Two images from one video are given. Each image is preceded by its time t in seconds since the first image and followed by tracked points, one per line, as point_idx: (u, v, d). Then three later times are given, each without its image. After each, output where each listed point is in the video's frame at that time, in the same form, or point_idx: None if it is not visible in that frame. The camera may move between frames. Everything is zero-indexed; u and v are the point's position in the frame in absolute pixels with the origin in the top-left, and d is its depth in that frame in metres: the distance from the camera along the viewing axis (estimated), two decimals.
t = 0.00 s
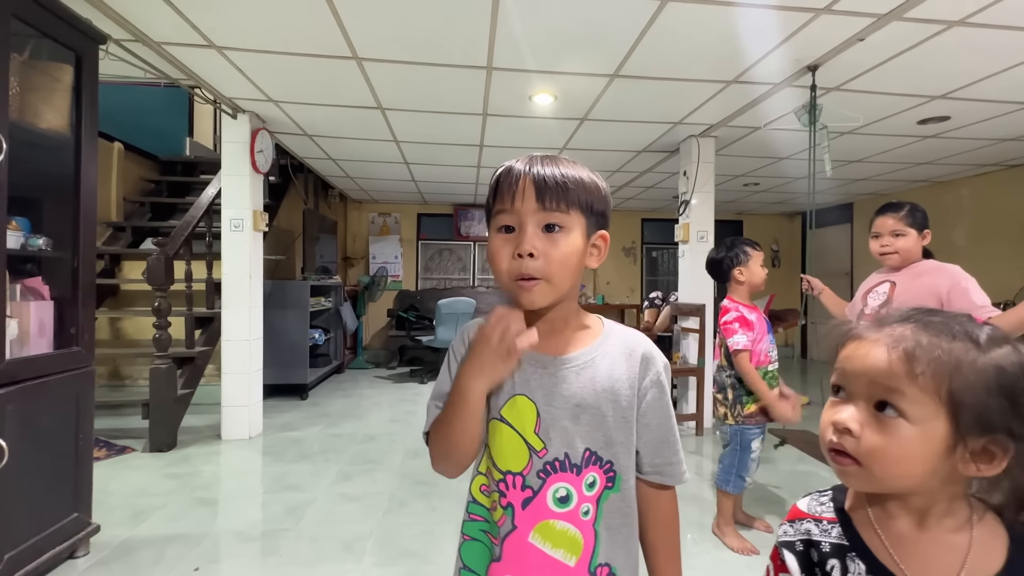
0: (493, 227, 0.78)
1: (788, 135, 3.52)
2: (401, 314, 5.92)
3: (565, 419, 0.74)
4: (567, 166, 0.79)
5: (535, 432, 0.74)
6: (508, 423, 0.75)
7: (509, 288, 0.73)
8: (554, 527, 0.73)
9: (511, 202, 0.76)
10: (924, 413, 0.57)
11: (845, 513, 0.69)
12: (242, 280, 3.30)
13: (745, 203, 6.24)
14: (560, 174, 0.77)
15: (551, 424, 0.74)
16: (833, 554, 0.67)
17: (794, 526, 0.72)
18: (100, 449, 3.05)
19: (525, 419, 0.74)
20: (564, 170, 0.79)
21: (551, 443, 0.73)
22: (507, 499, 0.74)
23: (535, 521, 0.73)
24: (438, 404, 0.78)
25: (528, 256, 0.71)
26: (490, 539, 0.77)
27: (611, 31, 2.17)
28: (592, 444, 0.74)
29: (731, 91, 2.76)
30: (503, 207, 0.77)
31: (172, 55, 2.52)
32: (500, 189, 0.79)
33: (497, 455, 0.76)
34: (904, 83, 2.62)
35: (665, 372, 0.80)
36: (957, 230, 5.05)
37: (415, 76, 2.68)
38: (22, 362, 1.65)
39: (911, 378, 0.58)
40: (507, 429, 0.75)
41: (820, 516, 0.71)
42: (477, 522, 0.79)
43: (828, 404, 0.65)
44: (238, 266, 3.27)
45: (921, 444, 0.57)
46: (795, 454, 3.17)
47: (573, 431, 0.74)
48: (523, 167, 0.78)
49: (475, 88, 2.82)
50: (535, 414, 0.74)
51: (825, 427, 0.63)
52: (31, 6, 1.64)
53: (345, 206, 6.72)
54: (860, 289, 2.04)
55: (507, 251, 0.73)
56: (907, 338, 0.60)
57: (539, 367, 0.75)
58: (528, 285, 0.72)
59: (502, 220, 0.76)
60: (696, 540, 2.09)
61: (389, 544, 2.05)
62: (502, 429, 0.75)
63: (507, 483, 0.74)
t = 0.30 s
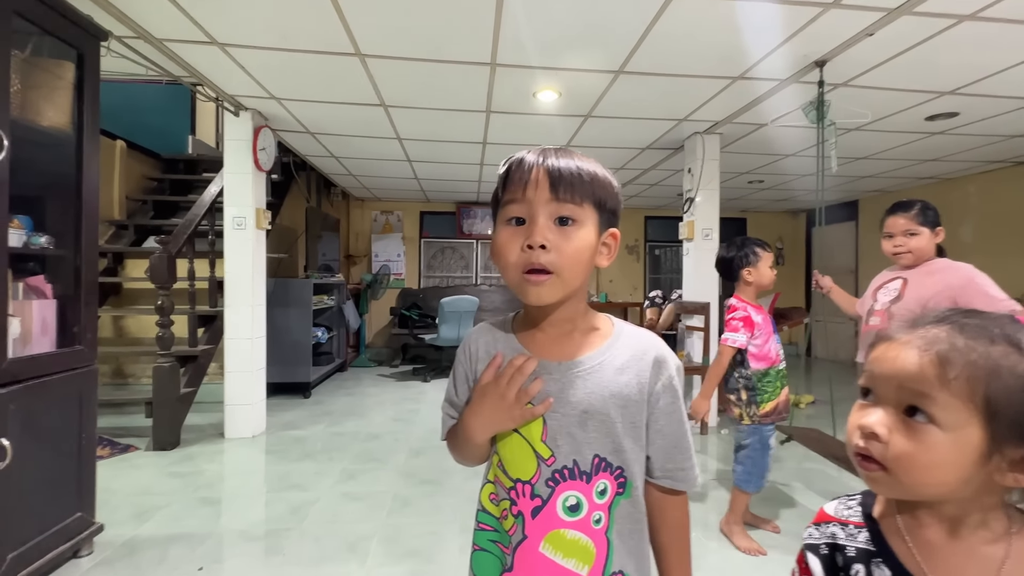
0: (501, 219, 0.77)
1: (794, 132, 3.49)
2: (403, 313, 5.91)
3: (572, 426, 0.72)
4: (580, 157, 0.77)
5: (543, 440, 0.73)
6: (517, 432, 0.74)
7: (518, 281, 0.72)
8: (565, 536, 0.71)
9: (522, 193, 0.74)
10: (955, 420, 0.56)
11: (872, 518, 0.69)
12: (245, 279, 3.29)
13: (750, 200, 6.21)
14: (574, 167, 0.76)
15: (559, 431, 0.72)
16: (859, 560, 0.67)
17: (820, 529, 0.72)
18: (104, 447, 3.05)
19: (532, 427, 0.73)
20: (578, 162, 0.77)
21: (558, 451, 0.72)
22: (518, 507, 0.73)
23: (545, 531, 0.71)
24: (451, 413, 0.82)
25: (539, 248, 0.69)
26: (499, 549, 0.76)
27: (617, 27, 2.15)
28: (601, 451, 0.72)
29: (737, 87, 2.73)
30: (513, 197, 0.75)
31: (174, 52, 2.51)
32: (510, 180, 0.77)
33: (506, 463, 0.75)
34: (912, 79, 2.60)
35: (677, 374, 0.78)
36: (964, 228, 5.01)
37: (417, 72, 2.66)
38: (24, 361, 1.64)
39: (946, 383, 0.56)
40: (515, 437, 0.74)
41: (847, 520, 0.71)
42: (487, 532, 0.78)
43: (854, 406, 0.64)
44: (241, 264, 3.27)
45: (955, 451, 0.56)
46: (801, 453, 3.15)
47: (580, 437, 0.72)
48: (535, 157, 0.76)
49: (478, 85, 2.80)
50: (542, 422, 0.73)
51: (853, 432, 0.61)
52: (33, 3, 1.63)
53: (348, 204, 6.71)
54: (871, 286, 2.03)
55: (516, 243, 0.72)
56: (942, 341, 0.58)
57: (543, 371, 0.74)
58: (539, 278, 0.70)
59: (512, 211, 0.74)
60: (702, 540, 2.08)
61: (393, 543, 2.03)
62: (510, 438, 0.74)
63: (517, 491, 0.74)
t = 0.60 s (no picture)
0: (505, 218, 0.74)
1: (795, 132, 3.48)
2: (402, 313, 5.88)
3: (580, 435, 0.70)
4: (585, 154, 0.75)
5: (549, 450, 0.70)
6: (522, 440, 0.72)
7: (524, 282, 0.69)
8: (572, 549, 0.69)
9: (527, 190, 0.72)
10: (985, 429, 0.54)
11: (895, 527, 0.68)
12: (242, 279, 3.26)
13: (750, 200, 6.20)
14: (579, 164, 0.74)
15: (565, 439, 0.70)
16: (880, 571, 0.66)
17: (840, 537, 0.70)
18: (100, 450, 3.02)
19: (537, 436, 0.71)
20: (583, 159, 0.75)
21: (565, 460, 0.70)
22: (523, 519, 0.71)
23: (551, 543, 0.69)
24: (452, 420, 0.79)
25: (545, 247, 0.67)
26: (503, 561, 0.75)
27: (620, 26, 2.14)
28: (610, 460, 0.70)
29: (739, 87, 2.72)
30: (517, 195, 0.73)
31: (171, 50, 2.48)
32: (513, 178, 0.75)
33: (511, 473, 0.73)
34: (916, 78, 2.59)
35: (688, 378, 0.76)
36: (964, 228, 5.01)
37: (418, 71, 2.63)
38: (19, 363, 1.62)
39: (975, 391, 0.54)
40: (520, 446, 0.72)
41: (868, 529, 0.70)
42: (491, 542, 0.76)
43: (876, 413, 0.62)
44: (239, 264, 3.24)
45: (985, 463, 0.54)
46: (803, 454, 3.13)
47: (588, 446, 0.70)
48: (539, 155, 0.74)
49: (479, 84, 2.78)
50: (548, 430, 0.70)
51: (876, 441, 0.60)
52: None
53: (346, 204, 6.68)
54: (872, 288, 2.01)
55: (522, 241, 0.69)
56: (971, 347, 0.56)
57: (549, 377, 0.72)
58: (545, 277, 0.68)
59: (516, 210, 0.72)
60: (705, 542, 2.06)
61: (393, 547, 2.01)
62: (515, 447, 0.72)
63: (522, 502, 0.72)
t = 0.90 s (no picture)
0: (504, 215, 0.73)
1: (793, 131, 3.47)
2: (399, 313, 5.85)
3: (577, 437, 0.69)
4: (586, 152, 0.74)
5: (546, 453, 0.69)
6: (518, 444, 0.70)
7: (522, 280, 0.68)
8: (568, 555, 0.68)
9: (527, 187, 0.71)
10: (1000, 434, 0.53)
11: (898, 530, 0.66)
12: (238, 279, 3.24)
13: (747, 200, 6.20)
14: (579, 161, 0.72)
15: (563, 442, 0.69)
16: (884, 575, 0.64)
17: (841, 540, 0.70)
18: (93, 451, 2.99)
19: (534, 439, 0.69)
20: (584, 157, 0.73)
21: (562, 463, 0.69)
22: (517, 523, 0.70)
23: (546, 549, 0.68)
24: (443, 421, 0.77)
25: (546, 245, 0.66)
26: (497, 566, 0.73)
27: (619, 24, 2.12)
28: (608, 464, 0.69)
29: (738, 86, 2.71)
30: (517, 192, 0.72)
31: (165, 47, 2.45)
32: (513, 174, 0.73)
33: (505, 476, 0.72)
34: (913, 78, 2.58)
35: (690, 381, 0.75)
36: (960, 228, 5.02)
37: (415, 68, 2.61)
38: (9, 364, 1.59)
39: (991, 394, 0.53)
40: (515, 450, 0.70)
41: (870, 531, 0.68)
42: (484, 547, 0.75)
43: (884, 415, 0.61)
44: (234, 263, 3.21)
45: (999, 468, 0.53)
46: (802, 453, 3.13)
47: (586, 448, 0.69)
48: (540, 152, 0.73)
49: (477, 82, 2.76)
50: (545, 433, 0.69)
51: (885, 444, 0.59)
52: None
53: (342, 203, 6.65)
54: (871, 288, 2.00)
55: (521, 239, 0.68)
56: (986, 349, 0.55)
57: (547, 378, 0.70)
58: (544, 276, 0.67)
59: (515, 207, 0.71)
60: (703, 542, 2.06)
61: (390, 549, 2.00)
62: (509, 450, 0.70)
63: (516, 506, 0.70)
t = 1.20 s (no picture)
0: (520, 209, 0.72)
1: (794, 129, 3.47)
2: (400, 311, 5.86)
3: (585, 431, 0.69)
4: (603, 149, 0.74)
5: (553, 446, 0.69)
6: (526, 438, 0.70)
7: (538, 276, 0.68)
8: (574, 548, 0.68)
9: (546, 182, 0.70)
10: (1007, 430, 0.53)
11: (897, 524, 0.66)
12: (239, 276, 3.24)
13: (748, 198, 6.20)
14: (597, 158, 0.72)
15: (571, 435, 0.69)
16: (884, 568, 0.65)
17: (840, 533, 0.70)
18: (96, 448, 3.00)
19: (542, 432, 0.69)
20: (601, 154, 0.74)
21: (569, 457, 0.69)
22: (524, 516, 0.70)
23: (553, 542, 0.68)
24: (446, 414, 0.77)
25: (566, 243, 0.66)
26: (503, 559, 0.73)
27: (621, 22, 2.12)
28: (615, 458, 0.69)
29: (740, 84, 2.71)
30: (535, 187, 0.71)
31: (167, 44, 2.45)
32: (531, 168, 0.72)
33: (511, 469, 0.72)
34: (915, 76, 2.58)
35: (696, 375, 0.75)
36: (962, 226, 5.01)
37: (416, 66, 2.61)
38: (13, 361, 1.60)
39: (1000, 391, 0.53)
40: (522, 443, 0.70)
41: (868, 524, 0.69)
42: (490, 540, 0.75)
43: (889, 410, 0.61)
44: (236, 261, 3.21)
45: (1005, 464, 0.53)
46: (803, 451, 3.13)
47: (594, 442, 0.69)
48: (559, 148, 0.73)
49: (478, 80, 2.76)
50: (553, 428, 0.69)
51: (891, 439, 0.59)
52: None
53: (343, 201, 6.66)
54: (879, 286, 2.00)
55: (540, 236, 0.67)
56: (994, 345, 0.55)
57: (557, 373, 0.70)
58: (563, 273, 0.67)
59: (534, 202, 0.70)
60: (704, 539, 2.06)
61: (392, 545, 2.00)
62: (516, 443, 0.71)
63: (523, 499, 0.70)
